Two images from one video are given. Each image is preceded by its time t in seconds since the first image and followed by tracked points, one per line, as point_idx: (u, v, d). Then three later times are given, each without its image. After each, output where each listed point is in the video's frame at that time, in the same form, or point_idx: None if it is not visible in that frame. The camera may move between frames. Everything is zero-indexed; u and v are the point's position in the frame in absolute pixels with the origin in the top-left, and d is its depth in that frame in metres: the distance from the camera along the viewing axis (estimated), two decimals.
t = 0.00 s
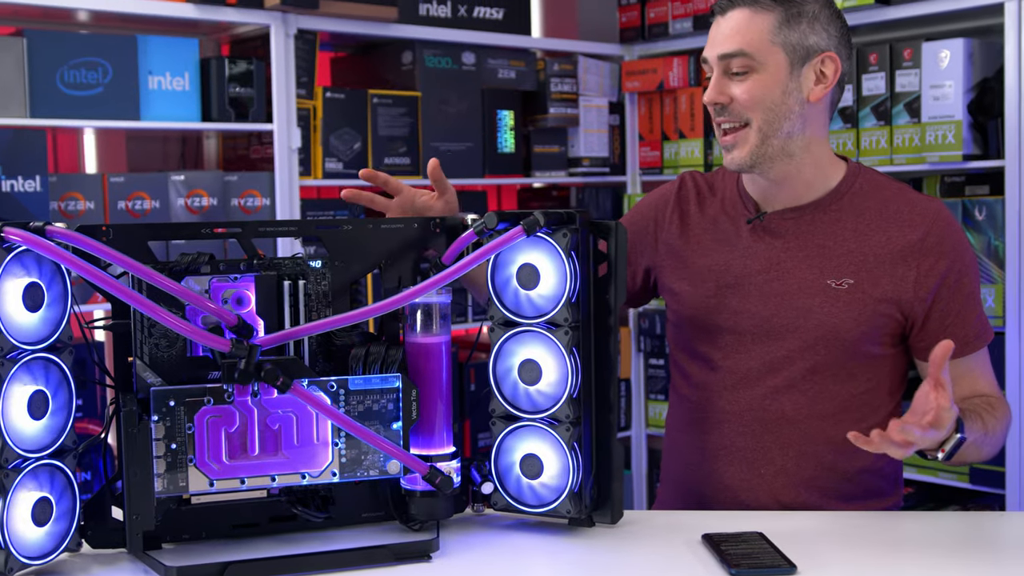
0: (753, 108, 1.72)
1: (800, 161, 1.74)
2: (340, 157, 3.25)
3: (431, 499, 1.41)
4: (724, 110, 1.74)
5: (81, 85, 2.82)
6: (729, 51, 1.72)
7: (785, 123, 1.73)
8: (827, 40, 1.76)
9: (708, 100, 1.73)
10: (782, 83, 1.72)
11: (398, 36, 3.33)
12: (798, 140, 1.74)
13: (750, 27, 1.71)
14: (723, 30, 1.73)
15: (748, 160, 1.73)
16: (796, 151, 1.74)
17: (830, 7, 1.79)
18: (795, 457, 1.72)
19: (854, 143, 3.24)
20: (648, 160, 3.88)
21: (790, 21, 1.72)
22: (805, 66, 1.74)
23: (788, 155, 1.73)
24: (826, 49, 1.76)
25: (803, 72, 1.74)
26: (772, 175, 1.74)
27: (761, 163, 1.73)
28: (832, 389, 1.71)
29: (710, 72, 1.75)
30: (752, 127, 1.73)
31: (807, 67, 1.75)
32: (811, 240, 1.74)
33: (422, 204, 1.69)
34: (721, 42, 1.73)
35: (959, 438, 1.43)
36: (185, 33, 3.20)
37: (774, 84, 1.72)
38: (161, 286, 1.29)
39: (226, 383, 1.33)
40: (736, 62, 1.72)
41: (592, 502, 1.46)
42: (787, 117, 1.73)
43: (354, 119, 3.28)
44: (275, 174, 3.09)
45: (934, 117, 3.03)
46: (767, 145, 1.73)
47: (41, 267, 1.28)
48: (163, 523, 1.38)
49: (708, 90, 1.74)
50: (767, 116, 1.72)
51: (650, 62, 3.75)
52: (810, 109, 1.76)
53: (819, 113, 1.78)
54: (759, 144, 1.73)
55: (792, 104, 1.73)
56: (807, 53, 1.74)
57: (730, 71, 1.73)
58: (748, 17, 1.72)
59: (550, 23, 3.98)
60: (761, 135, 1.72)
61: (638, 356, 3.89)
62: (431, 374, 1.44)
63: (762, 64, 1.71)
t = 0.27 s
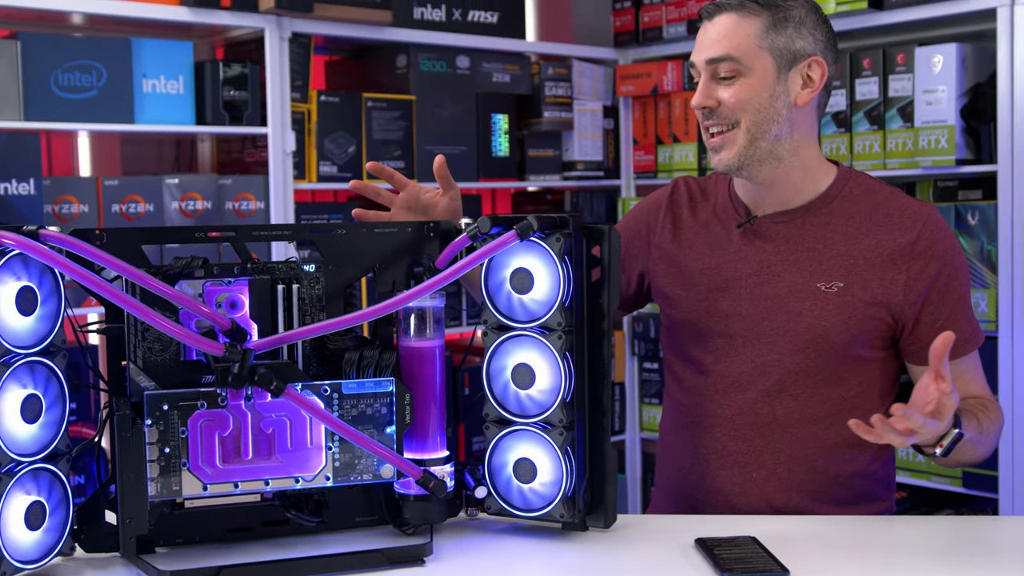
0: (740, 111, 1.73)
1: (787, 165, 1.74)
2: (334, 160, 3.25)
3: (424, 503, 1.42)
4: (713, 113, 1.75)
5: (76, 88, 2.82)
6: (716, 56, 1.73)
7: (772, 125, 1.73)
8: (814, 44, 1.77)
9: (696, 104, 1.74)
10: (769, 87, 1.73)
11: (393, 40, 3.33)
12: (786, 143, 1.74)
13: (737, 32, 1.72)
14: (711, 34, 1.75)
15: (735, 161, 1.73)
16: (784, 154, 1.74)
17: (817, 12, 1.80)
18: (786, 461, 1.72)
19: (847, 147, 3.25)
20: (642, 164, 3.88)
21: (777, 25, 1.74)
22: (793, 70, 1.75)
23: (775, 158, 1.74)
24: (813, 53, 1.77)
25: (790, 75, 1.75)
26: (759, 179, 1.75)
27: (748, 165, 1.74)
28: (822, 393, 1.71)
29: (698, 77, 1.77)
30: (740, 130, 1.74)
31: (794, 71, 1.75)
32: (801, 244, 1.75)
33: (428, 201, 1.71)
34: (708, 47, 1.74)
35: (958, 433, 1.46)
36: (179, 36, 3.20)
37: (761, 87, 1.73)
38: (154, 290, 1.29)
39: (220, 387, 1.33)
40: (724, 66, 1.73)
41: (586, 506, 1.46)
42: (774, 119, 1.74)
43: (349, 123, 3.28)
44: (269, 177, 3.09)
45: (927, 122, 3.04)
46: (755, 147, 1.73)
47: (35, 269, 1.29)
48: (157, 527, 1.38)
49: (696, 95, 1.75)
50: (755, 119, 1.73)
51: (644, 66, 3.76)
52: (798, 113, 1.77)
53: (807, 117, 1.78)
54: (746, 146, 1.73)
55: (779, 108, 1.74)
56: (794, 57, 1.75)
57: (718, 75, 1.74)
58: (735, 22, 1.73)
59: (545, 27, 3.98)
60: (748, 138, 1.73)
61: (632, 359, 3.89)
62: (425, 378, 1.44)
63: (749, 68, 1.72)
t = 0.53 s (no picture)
0: (736, 117, 1.73)
1: (783, 172, 1.75)
2: (332, 166, 3.25)
3: (422, 509, 1.42)
4: (709, 120, 1.75)
5: (75, 93, 2.82)
6: (712, 62, 1.73)
7: (768, 131, 1.73)
8: (809, 50, 1.78)
9: (692, 110, 1.74)
10: (765, 93, 1.73)
11: (391, 45, 3.34)
12: (781, 149, 1.75)
13: (732, 39, 1.73)
14: (706, 42, 1.75)
15: (731, 166, 1.73)
16: (779, 160, 1.74)
17: (811, 19, 1.81)
18: (782, 467, 1.72)
19: (845, 153, 3.26)
20: (640, 170, 3.89)
21: (772, 32, 1.74)
22: (788, 76, 1.76)
23: (771, 163, 1.74)
24: (808, 60, 1.78)
25: (786, 81, 1.76)
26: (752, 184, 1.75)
27: (743, 170, 1.74)
28: (818, 399, 1.72)
29: (694, 84, 1.77)
30: (736, 136, 1.74)
31: (789, 77, 1.76)
32: (796, 251, 1.75)
33: (422, 207, 1.71)
34: (703, 54, 1.75)
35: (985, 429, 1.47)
36: (178, 41, 3.20)
37: (757, 93, 1.73)
38: (152, 296, 1.29)
39: (218, 392, 1.33)
40: (720, 72, 1.73)
41: (583, 511, 1.46)
42: (770, 125, 1.74)
43: (347, 128, 3.29)
44: (268, 183, 3.09)
45: (924, 128, 3.05)
46: (750, 153, 1.73)
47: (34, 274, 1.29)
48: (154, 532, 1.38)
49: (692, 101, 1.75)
50: (751, 125, 1.73)
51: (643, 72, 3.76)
52: (793, 119, 1.77)
53: (802, 122, 1.79)
54: (742, 152, 1.73)
55: (775, 113, 1.74)
56: (789, 63, 1.76)
57: (714, 82, 1.74)
58: (730, 29, 1.73)
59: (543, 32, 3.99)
60: (744, 144, 1.73)
61: (630, 365, 3.90)
62: (423, 384, 1.44)
63: (745, 75, 1.73)
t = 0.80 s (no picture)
0: (741, 121, 1.74)
1: (783, 174, 1.75)
2: (331, 168, 3.26)
3: (420, 511, 1.41)
4: (713, 124, 1.75)
5: (74, 96, 2.82)
6: (716, 67, 1.74)
7: (772, 135, 1.75)
8: (810, 54, 1.79)
9: (696, 114, 1.75)
10: (769, 97, 1.74)
11: (390, 48, 3.34)
12: (784, 152, 1.76)
13: (736, 43, 1.73)
14: (709, 45, 1.75)
15: (739, 173, 1.74)
16: (781, 163, 1.75)
17: (810, 22, 1.82)
18: (781, 467, 1.72)
19: (843, 157, 3.26)
20: (639, 173, 3.89)
21: (774, 36, 1.75)
22: (790, 81, 1.77)
23: (774, 168, 1.75)
24: (809, 63, 1.79)
25: (789, 86, 1.77)
26: (755, 189, 1.76)
27: (750, 176, 1.74)
28: (817, 399, 1.72)
29: (697, 88, 1.77)
30: (741, 141, 1.75)
31: (791, 81, 1.77)
32: (794, 250, 1.76)
33: (428, 210, 1.72)
34: (706, 58, 1.75)
35: (975, 418, 1.47)
36: (177, 44, 3.21)
37: (761, 98, 1.74)
38: (152, 298, 1.29)
39: (216, 395, 1.33)
40: (724, 77, 1.74)
41: (582, 514, 1.47)
42: (774, 130, 1.75)
43: (346, 131, 3.29)
44: (267, 185, 3.10)
45: (923, 131, 3.05)
46: (756, 158, 1.74)
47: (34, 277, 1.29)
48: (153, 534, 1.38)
49: (695, 106, 1.76)
50: (756, 129, 1.74)
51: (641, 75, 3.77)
52: (796, 122, 1.79)
53: (803, 126, 1.80)
54: (747, 156, 1.74)
55: (779, 118, 1.76)
56: (792, 68, 1.77)
57: (718, 86, 1.75)
58: (733, 33, 1.74)
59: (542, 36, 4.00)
60: (750, 148, 1.74)
61: (628, 367, 3.90)
62: (422, 386, 1.44)
63: (750, 79, 1.73)
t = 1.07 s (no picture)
0: (745, 120, 1.73)
1: (784, 172, 1.76)
2: (327, 169, 3.26)
3: (415, 512, 1.42)
4: (716, 122, 1.74)
5: (69, 96, 2.82)
6: (720, 66, 1.73)
7: (775, 135, 1.75)
8: (811, 55, 1.80)
9: (700, 113, 1.74)
10: (772, 97, 1.74)
11: (387, 49, 3.34)
12: (786, 149, 1.76)
13: (741, 42, 1.72)
14: (713, 44, 1.74)
15: (738, 169, 1.73)
16: (782, 162, 1.76)
17: (811, 23, 1.82)
18: (779, 465, 1.73)
19: (838, 158, 3.27)
20: (635, 174, 3.90)
21: (778, 36, 1.75)
22: (792, 80, 1.77)
23: (775, 164, 1.75)
24: (810, 64, 1.79)
25: (791, 85, 1.77)
26: (755, 184, 1.76)
27: (750, 172, 1.74)
28: (814, 396, 1.72)
29: (700, 87, 1.76)
30: (744, 140, 1.74)
31: (793, 81, 1.78)
32: (792, 248, 1.76)
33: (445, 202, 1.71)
34: (710, 57, 1.74)
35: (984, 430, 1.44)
36: (173, 45, 3.21)
37: (764, 98, 1.73)
38: (147, 298, 1.29)
39: (212, 395, 1.33)
40: (728, 76, 1.73)
41: (577, 515, 1.46)
42: (777, 129, 1.75)
43: (342, 132, 3.29)
44: (263, 186, 3.10)
45: (918, 133, 3.06)
46: (756, 156, 1.74)
47: (30, 278, 1.29)
48: (147, 535, 1.38)
49: (698, 104, 1.75)
50: (759, 129, 1.73)
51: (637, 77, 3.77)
52: (798, 121, 1.79)
53: (804, 125, 1.81)
54: (750, 155, 1.73)
55: (781, 117, 1.76)
56: (794, 68, 1.77)
57: (721, 85, 1.74)
58: (738, 33, 1.73)
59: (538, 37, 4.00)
60: (751, 147, 1.73)
61: (624, 368, 3.90)
62: (417, 387, 1.44)
63: (754, 78, 1.73)
